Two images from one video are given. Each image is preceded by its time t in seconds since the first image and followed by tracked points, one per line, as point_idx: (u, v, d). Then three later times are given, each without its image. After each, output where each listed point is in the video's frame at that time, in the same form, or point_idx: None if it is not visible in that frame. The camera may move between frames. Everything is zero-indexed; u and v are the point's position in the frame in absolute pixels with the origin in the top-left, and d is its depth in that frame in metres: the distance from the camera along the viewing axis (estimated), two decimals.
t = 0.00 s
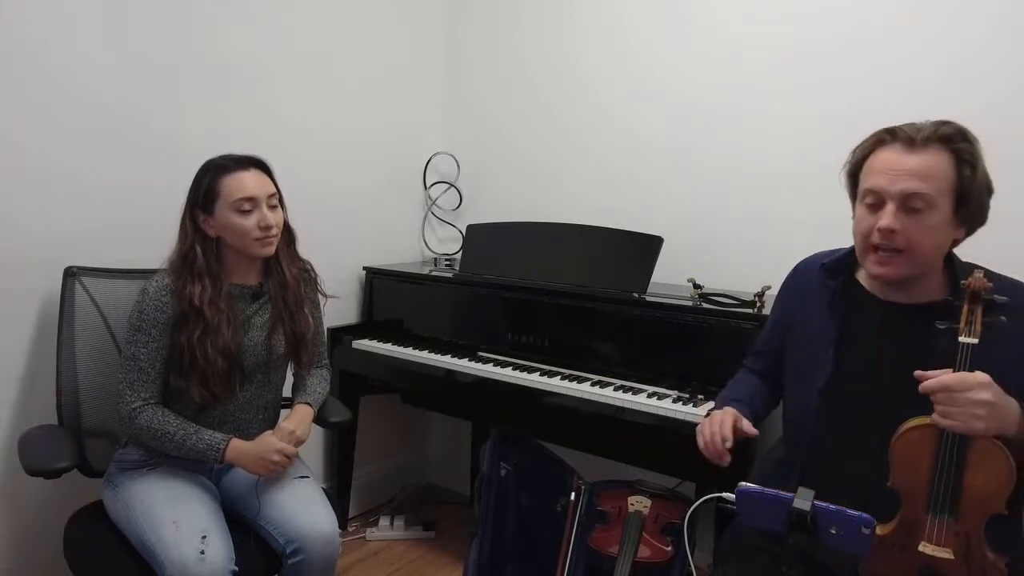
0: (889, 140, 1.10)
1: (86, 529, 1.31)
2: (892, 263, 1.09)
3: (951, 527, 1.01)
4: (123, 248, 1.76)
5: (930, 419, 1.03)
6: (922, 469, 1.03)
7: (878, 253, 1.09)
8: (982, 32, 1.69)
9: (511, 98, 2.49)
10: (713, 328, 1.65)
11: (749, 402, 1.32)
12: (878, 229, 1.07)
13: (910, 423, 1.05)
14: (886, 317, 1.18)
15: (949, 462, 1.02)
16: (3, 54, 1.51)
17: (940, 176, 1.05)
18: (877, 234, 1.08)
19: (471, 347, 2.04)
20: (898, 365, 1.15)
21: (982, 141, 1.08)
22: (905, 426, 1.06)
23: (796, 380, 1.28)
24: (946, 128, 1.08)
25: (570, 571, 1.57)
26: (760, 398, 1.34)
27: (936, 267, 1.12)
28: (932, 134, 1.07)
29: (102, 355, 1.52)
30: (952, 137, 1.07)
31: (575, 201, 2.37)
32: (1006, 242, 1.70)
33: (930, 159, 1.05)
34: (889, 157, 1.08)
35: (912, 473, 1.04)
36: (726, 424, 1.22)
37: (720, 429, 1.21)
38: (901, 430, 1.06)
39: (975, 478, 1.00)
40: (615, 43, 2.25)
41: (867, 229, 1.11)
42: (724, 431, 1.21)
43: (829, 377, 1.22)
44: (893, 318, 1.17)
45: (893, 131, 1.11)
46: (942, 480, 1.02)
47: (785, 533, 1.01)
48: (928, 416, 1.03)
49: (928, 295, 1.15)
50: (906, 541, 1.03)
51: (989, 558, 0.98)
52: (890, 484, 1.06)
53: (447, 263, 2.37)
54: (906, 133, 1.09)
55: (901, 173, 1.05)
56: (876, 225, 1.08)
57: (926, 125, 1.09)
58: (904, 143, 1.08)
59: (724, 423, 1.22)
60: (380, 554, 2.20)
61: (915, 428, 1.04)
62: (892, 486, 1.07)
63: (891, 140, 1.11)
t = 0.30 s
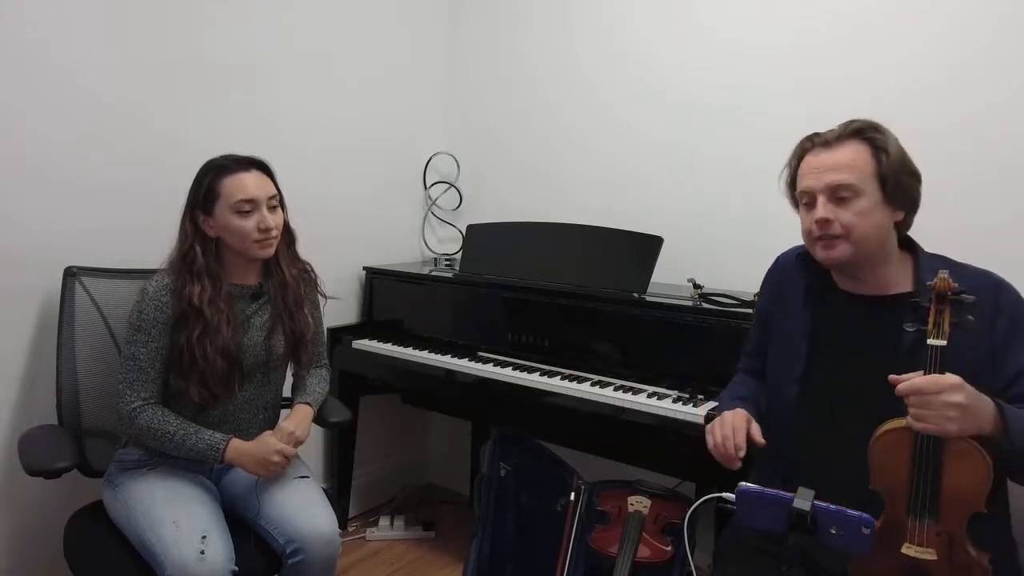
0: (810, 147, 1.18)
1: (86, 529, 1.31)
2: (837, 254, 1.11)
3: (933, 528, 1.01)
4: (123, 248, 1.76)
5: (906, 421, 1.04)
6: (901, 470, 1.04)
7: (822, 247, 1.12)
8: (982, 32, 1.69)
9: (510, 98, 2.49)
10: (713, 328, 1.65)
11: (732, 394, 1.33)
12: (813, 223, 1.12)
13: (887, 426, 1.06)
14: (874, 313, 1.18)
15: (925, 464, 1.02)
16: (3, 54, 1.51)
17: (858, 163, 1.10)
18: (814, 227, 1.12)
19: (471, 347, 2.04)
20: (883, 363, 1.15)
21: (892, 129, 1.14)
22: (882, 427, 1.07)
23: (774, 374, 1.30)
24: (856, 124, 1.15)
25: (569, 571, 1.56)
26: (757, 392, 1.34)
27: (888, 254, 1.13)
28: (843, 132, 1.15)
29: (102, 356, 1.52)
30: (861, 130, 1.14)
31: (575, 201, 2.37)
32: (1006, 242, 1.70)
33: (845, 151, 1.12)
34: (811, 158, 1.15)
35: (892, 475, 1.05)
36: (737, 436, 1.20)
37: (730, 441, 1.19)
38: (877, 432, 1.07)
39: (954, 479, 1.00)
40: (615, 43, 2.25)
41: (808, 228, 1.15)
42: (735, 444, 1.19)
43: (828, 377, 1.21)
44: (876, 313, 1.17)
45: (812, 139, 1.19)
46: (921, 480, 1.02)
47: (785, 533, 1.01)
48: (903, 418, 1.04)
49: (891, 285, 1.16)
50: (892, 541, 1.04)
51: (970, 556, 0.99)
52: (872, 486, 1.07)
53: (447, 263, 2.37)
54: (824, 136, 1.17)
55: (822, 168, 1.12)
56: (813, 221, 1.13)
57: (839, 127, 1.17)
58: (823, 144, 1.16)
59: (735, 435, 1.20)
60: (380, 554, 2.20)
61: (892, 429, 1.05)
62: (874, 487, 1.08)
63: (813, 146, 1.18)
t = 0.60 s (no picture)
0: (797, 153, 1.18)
1: (86, 529, 1.31)
2: (845, 256, 1.10)
3: (912, 523, 1.01)
4: (123, 248, 1.76)
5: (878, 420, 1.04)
6: (878, 467, 1.04)
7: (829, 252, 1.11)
8: (982, 32, 1.69)
9: (510, 98, 2.49)
10: (713, 328, 1.65)
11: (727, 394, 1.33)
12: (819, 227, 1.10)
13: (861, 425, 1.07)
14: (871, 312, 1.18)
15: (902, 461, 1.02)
16: (3, 54, 1.51)
17: (855, 165, 1.11)
18: (820, 231, 1.10)
19: (471, 347, 2.04)
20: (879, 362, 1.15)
21: (874, 132, 1.16)
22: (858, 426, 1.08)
23: (770, 374, 1.29)
24: (840, 128, 1.16)
25: (570, 571, 1.56)
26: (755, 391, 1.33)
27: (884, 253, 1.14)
28: (830, 136, 1.15)
29: (102, 355, 1.52)
30: (847, 133, 1.15)
31: (575, 201, 2.37)
32: (1006, 242, 1.70)
33: (840, 154, 1.12)
34: (803, 165, 1.14)
35: (870, 473, 1.05)
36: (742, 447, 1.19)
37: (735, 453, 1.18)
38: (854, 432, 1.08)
39: (929, 474, 1.01)
40: (615, 43, 2.25)
41: (809, 234, 1.13)
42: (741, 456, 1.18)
43: (827, 377, 1.21)
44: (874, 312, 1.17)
45: (797, 146, 1.19)
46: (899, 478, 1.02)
47: (785, 533, 1.01)
48: (875, 417, 1.05)
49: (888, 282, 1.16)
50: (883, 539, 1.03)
51: (953, 549, 0.98)
52: (852, 485, 1.08)
53: (447, 263, 2.37)
54: (808, 144, 1.17)
55: (819, 173, 1.11)
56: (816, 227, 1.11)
57: (821, 132, 1.18)
58: (810, 151, 1.16)
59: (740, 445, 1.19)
60: (380, 554, 2.20)
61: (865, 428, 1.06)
62: (855, 487, 1.08)
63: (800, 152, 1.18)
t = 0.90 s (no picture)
0: (808, 153, 1.17)
1: (84, 529, 1.31)
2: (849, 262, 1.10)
3: (912, 527, 1.01)
4: (123, 248, 1.76)
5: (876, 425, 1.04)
6: (876, 469, 1.04)
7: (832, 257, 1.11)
8: (982, 32, 1.69)
9: (510, 98, 2.49)
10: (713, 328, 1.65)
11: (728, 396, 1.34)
12: (825, 232, 1.10)
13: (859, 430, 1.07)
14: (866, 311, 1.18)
15: (899, 464, 1.03)
16: (3, 54, 1.51)
17: (865, 171, 1.10)
18: (825, 237, 1.10)
19: (471, 347, 2.04)
20: (881, 362, 1.14)
21: (889, 134, 1.15)
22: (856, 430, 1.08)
23: (773, 376, 1.30)
24: (854, 130, 1.15)
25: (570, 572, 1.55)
26: (757, 394, 1.34)
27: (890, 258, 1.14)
28: (843, 139, 1.14)
29: (102, 355, 1.52)
30: (861, 136, 1.13)
31: (575, 201, 2.37)
32: (1007, 242, 1.70)
33: (851, 158, 1.11)
34: (813, 166, 1.13)
35: (867, 474, 1.05)
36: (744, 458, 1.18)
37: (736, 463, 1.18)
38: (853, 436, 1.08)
39: (927, 477, 1.01)
40: (615, 43, 2.25)
41: (815, 237, 1.13)
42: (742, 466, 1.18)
43: (828, 378, 1.21)
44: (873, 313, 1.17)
45: (809, 145, 1.18)
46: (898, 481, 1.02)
47: (785, 533, 1.01)
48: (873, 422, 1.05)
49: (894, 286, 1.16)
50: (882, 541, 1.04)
51: (953, 552, 0.99)
52: (851, 489, 1.08)
53: (447, 263, 2.37)
54: (820, 143, 1.16)
55: (828, 176, 1.11)
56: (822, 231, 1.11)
57: (835, 132, 1.17)
58: (822, 151, 1.15)
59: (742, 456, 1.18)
60: (380, 554, 2.20)
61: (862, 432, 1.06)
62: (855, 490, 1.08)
63: (811, 153, 1.17)
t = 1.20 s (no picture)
0: (826, 146, 1.17)
1: (84, 529, 1.31)
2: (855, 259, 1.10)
3: (927, 530, 1.00)
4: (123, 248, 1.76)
5: (895, 425, 1.03)
6: (893, 470, 1.03)
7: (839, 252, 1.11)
8: (982, 32, 1.69)
9: (511, 98, 2.49)
10: (713, 328, 1.65)
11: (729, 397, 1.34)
12: (835, 226, 1.10)
13: (877, 430, 1.05)
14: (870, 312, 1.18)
15: (918, 466, 1.01)
16: (3, 54, 1.51)
17: (880, 169, 1.10)
18: (835, 231, 1.10)
19: (471, 347, 2.04)
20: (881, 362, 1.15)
21: (906, 137, 1.15)
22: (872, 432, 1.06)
23: (774, 378, 1.30)
24: (872, 129, 1.15)
25: (569, 571, 1.55)
26: (757, 394, 1.34)
27: (895, 259, 1.14)
28: (861, 136, 1.14)
29: (102, 355, 1.52)
30: (879, 135, 1.14)
31: (575, 201, 2.37)
32: (1007, 242, 1.70)
33: (867, 155, 1.11)
34: (829, 160, 1.13)
35: (885, 475, 1.04)
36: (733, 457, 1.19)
37: (724, 461, 1.19)
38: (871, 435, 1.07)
39: (944, 481, 1.00)
40: (615, 43, 2.25)
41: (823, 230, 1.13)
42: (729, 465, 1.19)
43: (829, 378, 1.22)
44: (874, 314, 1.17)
45: (827, 139, 1.18)
46: (916, 482, 1.01)
47: (786, 533, 1.01)
48: (893, 422, 1.03)
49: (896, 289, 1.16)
50: (890, 542, 1.04)
51: (967, 558, 0.99)
52: (866, 490, 1.07)
53: (447, 263, 2.37)
54: (838, 138, 1.16)
55: (844, 171, 1.11)
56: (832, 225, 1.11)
57: (854, 128, 1.17)
58: (839, 146, 1.15)
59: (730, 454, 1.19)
60: (380, 554, 2.20)
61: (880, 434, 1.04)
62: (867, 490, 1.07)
63: (828, 147, 1.17)
